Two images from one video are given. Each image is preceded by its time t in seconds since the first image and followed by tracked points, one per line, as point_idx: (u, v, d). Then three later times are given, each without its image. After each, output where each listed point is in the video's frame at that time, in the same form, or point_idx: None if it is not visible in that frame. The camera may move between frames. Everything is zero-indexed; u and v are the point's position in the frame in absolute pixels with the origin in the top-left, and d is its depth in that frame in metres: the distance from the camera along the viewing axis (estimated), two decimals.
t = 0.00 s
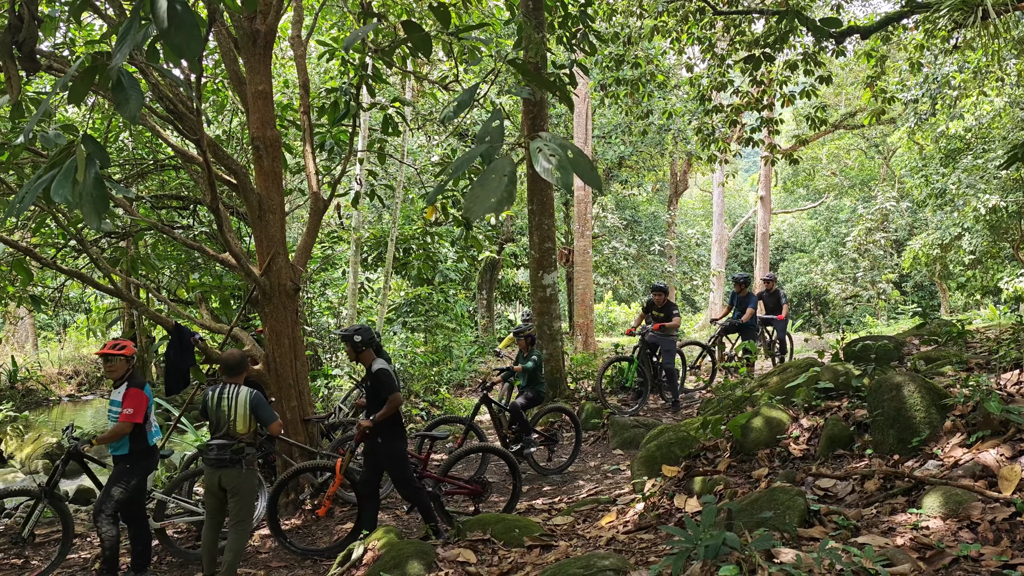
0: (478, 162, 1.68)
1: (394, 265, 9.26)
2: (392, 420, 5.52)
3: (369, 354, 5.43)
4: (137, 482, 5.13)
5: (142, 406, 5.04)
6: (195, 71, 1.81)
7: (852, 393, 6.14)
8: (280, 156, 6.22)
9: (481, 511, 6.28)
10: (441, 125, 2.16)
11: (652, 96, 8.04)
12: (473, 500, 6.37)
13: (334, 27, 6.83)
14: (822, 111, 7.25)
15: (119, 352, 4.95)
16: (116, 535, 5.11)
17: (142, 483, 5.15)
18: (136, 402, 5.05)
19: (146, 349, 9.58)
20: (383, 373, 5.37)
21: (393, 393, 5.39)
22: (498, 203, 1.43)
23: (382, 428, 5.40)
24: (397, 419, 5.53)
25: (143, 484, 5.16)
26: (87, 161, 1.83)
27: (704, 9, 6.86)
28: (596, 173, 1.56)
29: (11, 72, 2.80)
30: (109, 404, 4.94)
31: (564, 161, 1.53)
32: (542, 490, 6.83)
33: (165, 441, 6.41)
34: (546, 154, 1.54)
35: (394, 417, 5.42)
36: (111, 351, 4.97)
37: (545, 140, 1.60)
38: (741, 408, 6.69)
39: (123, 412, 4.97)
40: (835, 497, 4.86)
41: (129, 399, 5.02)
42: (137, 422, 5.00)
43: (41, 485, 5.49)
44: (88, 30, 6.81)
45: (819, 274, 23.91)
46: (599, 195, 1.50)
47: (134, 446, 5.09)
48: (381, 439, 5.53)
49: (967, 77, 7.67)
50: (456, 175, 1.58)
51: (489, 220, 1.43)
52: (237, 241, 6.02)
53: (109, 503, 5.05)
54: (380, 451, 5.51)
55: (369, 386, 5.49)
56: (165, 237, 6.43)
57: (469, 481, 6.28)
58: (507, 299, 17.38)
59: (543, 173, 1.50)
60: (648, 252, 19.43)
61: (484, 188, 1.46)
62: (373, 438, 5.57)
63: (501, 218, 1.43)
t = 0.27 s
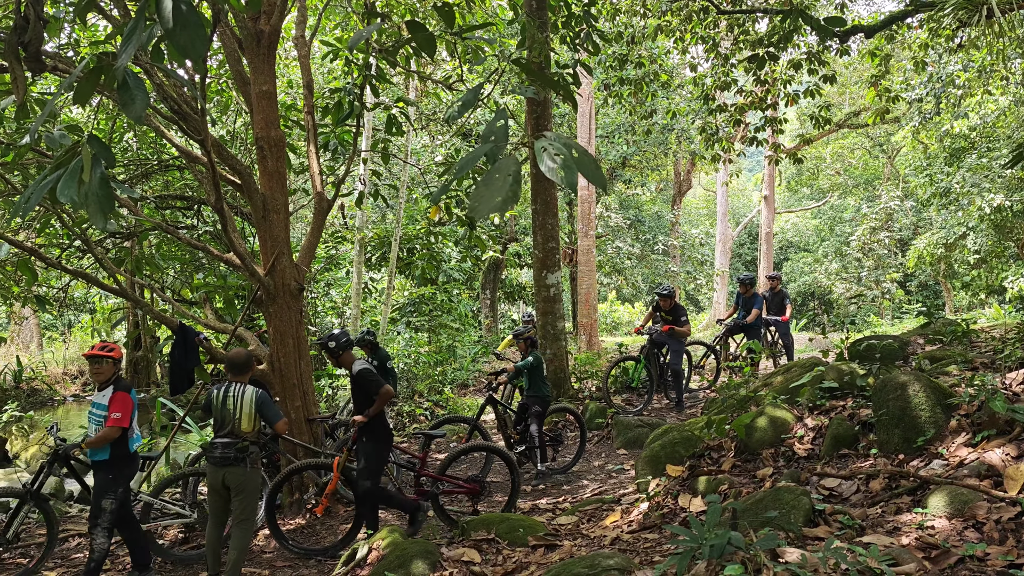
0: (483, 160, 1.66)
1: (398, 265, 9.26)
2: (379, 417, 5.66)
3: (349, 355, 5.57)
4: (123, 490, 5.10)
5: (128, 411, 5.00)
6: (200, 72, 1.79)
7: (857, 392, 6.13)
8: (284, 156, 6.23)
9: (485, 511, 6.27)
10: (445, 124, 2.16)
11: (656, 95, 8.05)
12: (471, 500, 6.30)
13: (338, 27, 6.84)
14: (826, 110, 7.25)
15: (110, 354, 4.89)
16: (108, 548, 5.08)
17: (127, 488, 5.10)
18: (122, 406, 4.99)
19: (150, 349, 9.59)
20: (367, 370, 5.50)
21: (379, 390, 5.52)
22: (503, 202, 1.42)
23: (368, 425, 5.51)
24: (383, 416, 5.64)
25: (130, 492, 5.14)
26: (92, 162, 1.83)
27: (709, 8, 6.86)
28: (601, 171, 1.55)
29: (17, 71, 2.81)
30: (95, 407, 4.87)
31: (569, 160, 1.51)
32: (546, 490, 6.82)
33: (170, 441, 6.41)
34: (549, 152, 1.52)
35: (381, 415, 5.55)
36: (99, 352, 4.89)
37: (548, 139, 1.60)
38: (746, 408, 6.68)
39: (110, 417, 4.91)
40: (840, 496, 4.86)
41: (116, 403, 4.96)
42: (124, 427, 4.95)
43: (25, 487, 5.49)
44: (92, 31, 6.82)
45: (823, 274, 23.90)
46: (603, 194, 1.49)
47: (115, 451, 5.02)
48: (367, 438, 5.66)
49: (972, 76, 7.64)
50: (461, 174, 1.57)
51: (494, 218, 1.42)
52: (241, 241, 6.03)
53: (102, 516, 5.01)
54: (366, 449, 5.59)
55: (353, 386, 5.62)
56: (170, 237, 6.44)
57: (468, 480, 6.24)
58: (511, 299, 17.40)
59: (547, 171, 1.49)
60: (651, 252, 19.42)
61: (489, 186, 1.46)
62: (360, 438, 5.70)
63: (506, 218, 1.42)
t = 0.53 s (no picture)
0: (488, 162, 1.67)
1: (403, 265, 9.27)
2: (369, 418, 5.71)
3: (346, 354, 5.67)
4: (112, 491, 5.10)
5: (112, 411, 4.94)
6: (206, 73, 1.81)
7: (862, 392, 6.13)
8: (289, 156, 6.24)
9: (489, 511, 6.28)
10: (452, 125, 2.17)
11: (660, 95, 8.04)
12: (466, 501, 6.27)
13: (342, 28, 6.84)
14: (830, 110, 7.25)
15: (95, 355, 4.86)
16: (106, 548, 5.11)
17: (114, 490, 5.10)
18: (107, 407, 4.94)
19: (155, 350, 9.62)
20: (363, 370, 5.61)
21: (369, 391, 5.59)
22: (508, 203, 1.46)
23: (355, 424, 5.56)
24: (371, 418, 5.69)
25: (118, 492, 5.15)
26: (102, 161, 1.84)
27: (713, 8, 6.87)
28: (605, 172, 1.57)
29: (24, 74, 2.86)
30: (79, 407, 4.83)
31: (574, 161, 1.53)
32: (550, 490, 6.82)
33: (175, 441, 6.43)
34: (555, 153, 1.55)
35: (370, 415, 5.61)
36: (83, 352, 4.85)
37: (554, 140, 1.62)
38: (750, 408, 6.68)
39: (93, 418, 4.86)
40: (845, 497, 4.85)
41: (101, 405, 4.91)
42: (106, 428, 4.88)
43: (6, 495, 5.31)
44: (98, 33, 6.84)
45: (828, 274, 23.85)
46: (608, 193, 1.49)
47: (100, 452, 4.99)
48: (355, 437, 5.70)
49: (978, 76, 7.62)
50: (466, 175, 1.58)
51: (500, 219, 1.45)
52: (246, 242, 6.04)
53: (95, 518, 5.02)
54: (347, 446, 5.59)
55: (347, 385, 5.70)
56: (174, 237, 6.45)
57: (463, 481, 6.21)
58: (515, 299, 17.44)
59: (553, 172, 1.51)
60: (655, 252, 19.41)
61: (495, 188, 1.47)
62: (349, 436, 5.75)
63: (512, 218, 1.46)
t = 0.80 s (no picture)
0: (493, 163, 1.66)
1: (407, 266, 9.28)
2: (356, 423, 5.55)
3: (338, 357, 5.54)
4: (108, 491, 5.15)
5: (102, 412, 4.96)
6: (211, 74, 1.79)
7: (867, 393, 6.12)
8: (293, 157, 6.25)
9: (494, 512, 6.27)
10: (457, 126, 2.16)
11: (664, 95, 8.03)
12: (461, 502, 6.29)
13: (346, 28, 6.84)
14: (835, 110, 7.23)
15: (81, 355, 4.87)
16: (107, 548, 5.17)
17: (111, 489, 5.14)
18: (97, 408, 4.96)
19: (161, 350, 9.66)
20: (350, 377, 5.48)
21: (354, 396, 5.43)
22: (513, 203, 1.42)
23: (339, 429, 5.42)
24: (356, 424, 5.53)
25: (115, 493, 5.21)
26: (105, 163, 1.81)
27: (717, 8, 6.88)
28: (610, 172, 1.55)
29: (30, 74, 2.86)
30: (69, 410, 4.85)
31: (579, 161, 1.51)
32: (554, 491, 6.82)
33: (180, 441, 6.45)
34: (559, 153, 1.52)
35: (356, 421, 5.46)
36: (69, 354, 4.86)
37: (559, 140, 1.58)
38: (755, 408, 6.68)
39: (83, 420, 4.88)
40: (850, 497, 4.84)
41: (90, 406, 4.92)
42: (97, 430, 4.91)
43: None
44: (103, 34, 6.86)
45: (833, 274, 23.81)
46: (614, 194, 1.48)
47: (94, 454, 5.01)
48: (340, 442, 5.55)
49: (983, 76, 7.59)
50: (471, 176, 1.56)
51: (504, 220, 1.41)
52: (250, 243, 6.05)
53: (94, 519, 5.08)
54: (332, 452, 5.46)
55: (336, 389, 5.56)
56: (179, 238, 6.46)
57: (455, 482, 6.22)
58: (519, 299, 17.46)
59: (558, 172, 1.48)
60: (659, 252, 19.40)
61: (499, 188, 1.44)
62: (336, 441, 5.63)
63: (516, 219, 1.42)
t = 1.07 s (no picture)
0: (498, 163, 1.66)
1: (411, 266, 9.29)
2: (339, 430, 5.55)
3: (326, 362, 5.56)
4: (101, 493, 5.14)
5: (87, 416, 4.88)
6: (217, 76, 1.79)
7: (872, 394, 6.12)
8: (297, 158, 6.25)
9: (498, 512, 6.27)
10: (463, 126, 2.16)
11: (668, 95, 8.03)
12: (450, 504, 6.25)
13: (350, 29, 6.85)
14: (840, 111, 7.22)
15: (61, 359, 4.82)
16: (107, 549, 5.20)
17: (104, 491, 5.11)
18: (82, 412, 4.89)
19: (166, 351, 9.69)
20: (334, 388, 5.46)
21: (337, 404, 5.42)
22: (518, 204, 1.40)
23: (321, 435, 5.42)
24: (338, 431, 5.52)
25: (108, 494, 5.19)
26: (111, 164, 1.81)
27: (721, 8, 6.88)
28: (616, 173, 1.54)
29: (37, 76, 2.87)
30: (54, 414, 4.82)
31: (584, 161, 1.50)
32: (559, 491, 6.82)
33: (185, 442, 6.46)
34: (563, 153, 1.51)
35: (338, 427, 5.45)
36: (50, 359, 4.80)
37: (563, 140, 1.57)
38: (760, 409, 6.68)
39: (68, 425, 4.81)
40: (855, 498, 4.84)
41: (75, 411, 4.86)
42: (83, 434, 4.84)
43: None
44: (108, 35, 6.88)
45: (837, 274, 23.77)
46: (620, 194, 1.47)
47: (82, 458, 4.96)
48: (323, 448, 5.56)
49: (989, 76, 7.57)
50: (477, 177, 1.56)
51: (509, 220, 1.40)
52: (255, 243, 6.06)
53: (89, 521, 5.08)
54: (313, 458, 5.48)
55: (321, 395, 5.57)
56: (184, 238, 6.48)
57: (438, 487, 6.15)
58: (523, 300, 17.48)
59: (562, 172, 1.47)
60: (663, 253, 19.40)
61: (504, 188, 1.44)
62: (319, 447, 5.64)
63: (521, 219, 1.41)
